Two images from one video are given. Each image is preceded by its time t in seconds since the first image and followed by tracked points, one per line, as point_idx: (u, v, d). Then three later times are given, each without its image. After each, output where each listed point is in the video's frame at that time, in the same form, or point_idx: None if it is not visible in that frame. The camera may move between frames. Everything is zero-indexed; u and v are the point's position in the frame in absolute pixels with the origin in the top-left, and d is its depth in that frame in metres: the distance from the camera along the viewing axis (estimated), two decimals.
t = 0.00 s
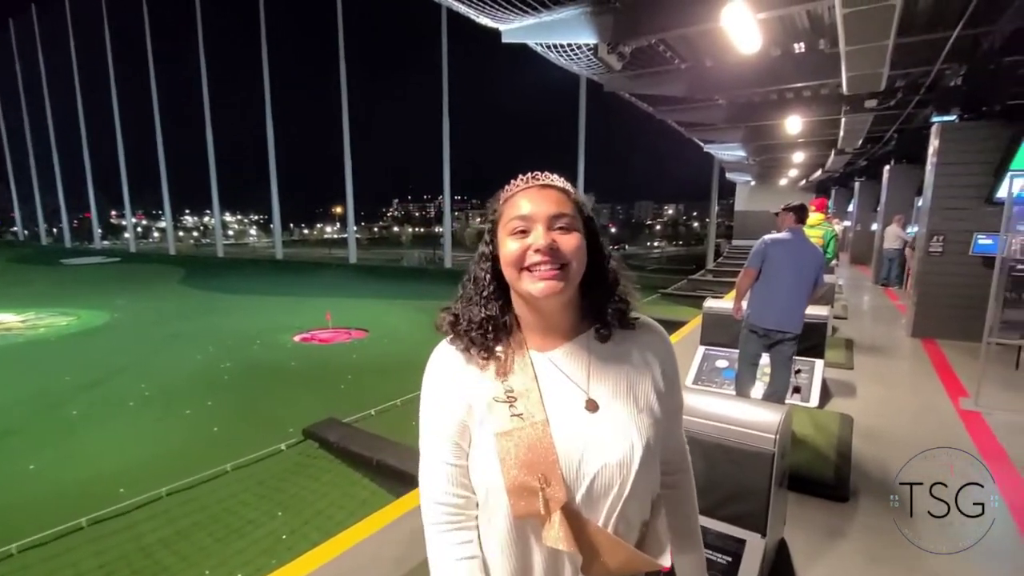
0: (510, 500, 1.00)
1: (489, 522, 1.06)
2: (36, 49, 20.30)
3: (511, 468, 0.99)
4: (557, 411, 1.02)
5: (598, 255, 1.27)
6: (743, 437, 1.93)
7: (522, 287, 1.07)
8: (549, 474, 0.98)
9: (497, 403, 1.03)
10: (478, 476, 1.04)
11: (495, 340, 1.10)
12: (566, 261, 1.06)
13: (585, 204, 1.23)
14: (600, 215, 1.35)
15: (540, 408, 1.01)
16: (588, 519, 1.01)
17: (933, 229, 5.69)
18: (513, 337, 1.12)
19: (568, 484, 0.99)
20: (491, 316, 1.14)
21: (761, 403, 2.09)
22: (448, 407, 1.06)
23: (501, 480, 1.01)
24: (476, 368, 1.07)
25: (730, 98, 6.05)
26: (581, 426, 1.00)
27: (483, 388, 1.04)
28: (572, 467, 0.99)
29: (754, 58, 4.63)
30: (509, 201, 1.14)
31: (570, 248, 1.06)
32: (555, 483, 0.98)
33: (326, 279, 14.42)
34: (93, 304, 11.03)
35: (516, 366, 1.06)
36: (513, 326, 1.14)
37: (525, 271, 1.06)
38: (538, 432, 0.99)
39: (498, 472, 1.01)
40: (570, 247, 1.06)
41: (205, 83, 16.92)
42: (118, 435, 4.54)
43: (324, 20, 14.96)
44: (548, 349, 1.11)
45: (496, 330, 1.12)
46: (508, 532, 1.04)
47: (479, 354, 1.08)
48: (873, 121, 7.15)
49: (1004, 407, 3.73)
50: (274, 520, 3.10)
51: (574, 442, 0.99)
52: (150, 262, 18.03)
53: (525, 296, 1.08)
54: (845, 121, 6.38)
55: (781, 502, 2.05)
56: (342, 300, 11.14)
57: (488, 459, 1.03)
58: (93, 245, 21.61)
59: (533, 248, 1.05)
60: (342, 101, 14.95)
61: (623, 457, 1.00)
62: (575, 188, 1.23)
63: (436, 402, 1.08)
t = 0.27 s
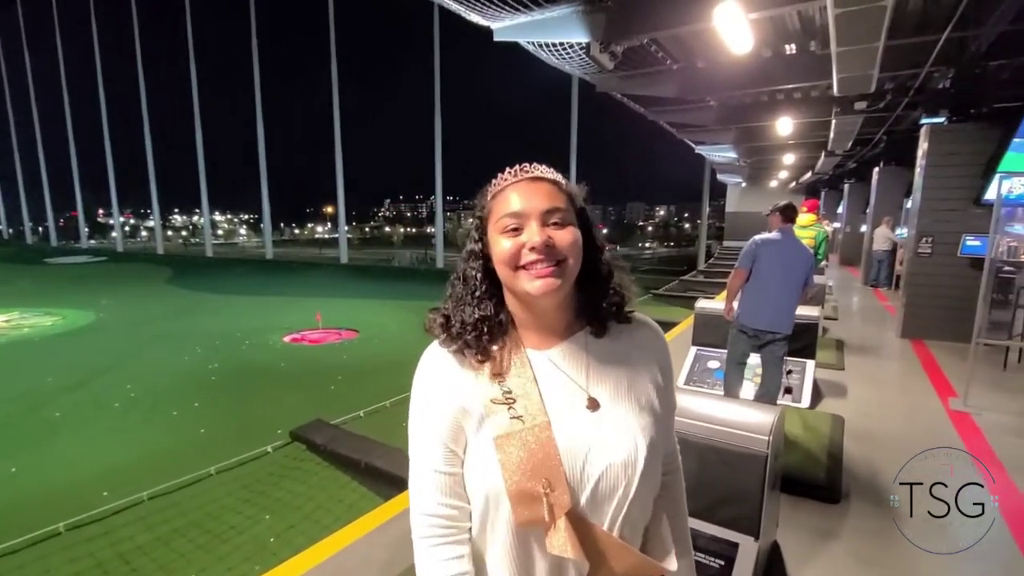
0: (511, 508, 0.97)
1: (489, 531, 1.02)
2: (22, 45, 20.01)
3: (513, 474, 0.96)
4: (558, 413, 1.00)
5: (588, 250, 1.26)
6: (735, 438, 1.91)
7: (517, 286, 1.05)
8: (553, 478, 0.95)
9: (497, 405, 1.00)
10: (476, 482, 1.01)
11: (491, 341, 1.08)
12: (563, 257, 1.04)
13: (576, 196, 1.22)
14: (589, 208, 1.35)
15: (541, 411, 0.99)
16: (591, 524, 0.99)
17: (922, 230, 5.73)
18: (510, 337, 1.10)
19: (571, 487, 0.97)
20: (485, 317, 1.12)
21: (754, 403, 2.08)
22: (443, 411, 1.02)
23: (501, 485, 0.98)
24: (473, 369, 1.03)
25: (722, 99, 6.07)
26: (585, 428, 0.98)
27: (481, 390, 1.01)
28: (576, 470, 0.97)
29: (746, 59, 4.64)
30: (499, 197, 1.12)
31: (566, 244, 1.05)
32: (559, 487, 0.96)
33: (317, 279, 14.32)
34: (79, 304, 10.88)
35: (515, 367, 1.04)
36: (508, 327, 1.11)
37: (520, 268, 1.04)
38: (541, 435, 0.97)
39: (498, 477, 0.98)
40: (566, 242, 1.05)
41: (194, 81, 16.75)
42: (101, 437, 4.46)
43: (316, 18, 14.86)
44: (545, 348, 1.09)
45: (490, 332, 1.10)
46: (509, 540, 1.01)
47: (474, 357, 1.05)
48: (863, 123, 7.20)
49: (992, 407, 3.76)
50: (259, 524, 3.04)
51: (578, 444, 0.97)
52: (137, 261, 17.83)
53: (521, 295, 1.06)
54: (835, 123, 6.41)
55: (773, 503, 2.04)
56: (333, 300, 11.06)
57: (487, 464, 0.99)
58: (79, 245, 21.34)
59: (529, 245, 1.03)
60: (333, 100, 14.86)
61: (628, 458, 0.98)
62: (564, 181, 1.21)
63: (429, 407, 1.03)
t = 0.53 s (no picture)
0: (498, 529, 0.96)
1: (475, 550, 1.01)
2: (13, 43, 19.83)
3: (502, 495, 0.95)
4: (553, 433, 0.98)
5: (603, 255, 1.23)
6: (734, 443, 1.90)
7: (522, 295, 1.04)
8: (542, 503, 0.94)
9: (490, 423, 0.98)
10: (465, 500, 0.99)
11: (493, 351, 1.07)
12: (571, 267, 1.03)
13: (590, 200, 1.19)
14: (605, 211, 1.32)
15: (536, 431, 0.97)
16: (582, 552, 0.96)
17: (916, 232, 5.76)
18: (512, 348, 1.09)
19: (562, 512, 0.95)
20: (488, 326, 1.11)
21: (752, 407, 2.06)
22: (435, 424, 1.00)
23: (489, 504, 0.96)
24: (469, 383, 1.02)
25: (716, 100, 6.09)
26: (579, 450, 0.96)
27: (476, 406, 1.00)
28: (568, 496, 0.95)
29: (741, 60, 4.64)
30: (506, 201, 1.10)
31: (574, 253, 1.03)
32: (548, 512, 0.94)
33: (311, 279, 14.26)
34: (70, 304, 10.78)
35: (514, 382, 1.02)
36: (512, 337, 1.11)
37: (525, 278, 1.02)
38: (532, 457, 0.95)
39: (487, 496, 0.97)
40: (575, 251, 1.03)
41: (187, 79, 16.64)
42: (90, 439, 4.40)
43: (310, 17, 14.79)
44: (548, 360, 1.08)
45: (492, 342, 1.09)
46: (495, 559, 1.00)
47: (473, 367, 1.04)
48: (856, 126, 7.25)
49: (987, 409, 3.76)
50: (250, 528, 2.99)
51: (571, 467, 0.96)
52: (129, 261, 17.70)
53: (526, 304, 1.05)
54: (829, 125, 6.45)
55: (771, 509, 2.03)
56: (327, 301, 11.00)
57: (476, 482, 0.98)
58: (71, 244, 21.18)
59: (534, 254, 1.01)
60: (327, 100, 14.80)
61: (623, 486, 0.96)
62: (578, 183, 1.18)
63: (419, 421, 1.02)
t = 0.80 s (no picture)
0: (486, 536, 0.94)
1: (460, 556, 0.99)
2: None
3: (492, 501, 0.93)
4: (548, 439, 0.95)
5: (607, 254, 1.21)
6: (727, 446, 1.90)
7: (523, 295, 1.02)
8: (533, 511, 0.92)
9: (484, 427, 0.96)
10: (452, 504, 0.97)
11: (489, 351, 1.05)
12: (574, 269, 1.01)
13: (597, 199, 1.16)
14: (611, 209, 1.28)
15: (531, 435, 0.95)
16: (573, 563, 0.94)
17: (897, 234, 5.85)
18: (510, 349, 1.07)
19: (554, 522, 0.93)
20: (485, 325, 1.09)
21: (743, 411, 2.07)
22: (427, 424, 0.98)
23: (478, 510, 0.94)
24: (463, 384, 0.99)
25: (701, 103, 6.13)
26: (574, 458, 0.94)
27: (470, 408, 0.97)
28: (561, 505, 0.93)
29: (725, 63, 4.67)
30: (510, 196, 1.07)
31: (578, 254, 1.01)
32: (539, 521, 0.92)
33: (294, 280, 14.08)
34: (43, 306, 10.48)
35: (510, 384, 0.99)
36: (510, 338, 1.09)
37: (525, 277, 1.00)
38: (524, 463, 0.93)
39: (476, 500, 0.94)
40: (580, 252, 1.01)
41: (166, 77, 16.32)
42: (63, 445, 4.25)
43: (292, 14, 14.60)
44: (546, 362, 1.05)
45: (489, 342, 1.07)
46: (481, 567, 0.98)
47: (468, 366, 1.02)
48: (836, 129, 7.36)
49: (967, 409, 3.83)
50: (232, 537, 2.89)
51: (565, 476, 0.93)
52: (105, 262, 17.29)
53: (525, 304, 1.03)
54: (810, 128, 6.54)
55: (763, 514, 2.02)
56: (310, 302, 10.86)
57: (465, 487, 0.95)
58: (44, 245, 20.64)
59: (536, 253, 0.99)
60: (310, 99, 14.63)
61: (618, 496, 0.93)
62: (586, 179, 1.15)
63: (411, 420, 1.01)
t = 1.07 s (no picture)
0: (464, 541, 0.95)
1: (441, 560, 1.00)
2: None
3: (472, 506, 0.93)
4: (532, 446, 0.94)
5: (608, 255, 1.16)
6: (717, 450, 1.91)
7: (519, 296, 1.00)
8: (511, 517, 0.91)
9: (471, 432, 0.96)
10: (433, 508, 0.99)
11: (481, 349, 1.05)
12: (573, 270, 0.98)
13: (600, 199, 1.12)
14: (614, 212, 1.23)
15: (515, 441, 0.94)
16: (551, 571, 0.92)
17: (863, 234, 6.02)
18: (501, 351, 1.05)
19: (534, 533, 0.91)
20: (477, 325, 1.08)
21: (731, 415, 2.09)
22: (417, 427, 1.01)
23: (459, 514, 0.95)
24: (454, 384, 1.00)
25: (673, 104, 6.19)
26: (557, 468, 0.92)
27: (459, 410, 0.98)
28: (541, 515, 0.91)
29: (697, 65, 4.73)
30: (510, 191, 1.04)
31: (578, 256, 0.98)
32: (518, 529, 0.91)
33: (262, 284, 13.73)
34: None
35: (498, 389, 0.99)
36: (503, 339, 1.07)
37: (521, 276, 0.98)
38: (508, 469, 0.92)
39: (458, 505, 0.95)
40: (580, 254, 0.98)
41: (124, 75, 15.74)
42: (17, 461, 4.00)
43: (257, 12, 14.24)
44: (538, 363, 1.03)
45: (483, 342, 1.06)
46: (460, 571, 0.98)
47: (458, 366, 1.02)
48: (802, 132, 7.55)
49: (934, 403, 3.96)
50: (203, 555, 2.74)
51: (547, 486, 0.91)
52: (61, 268, 16.56)
53: (521, 305, 1.01)
54: (778, 131, 6.68)
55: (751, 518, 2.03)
56: (280, 307, 10.59)
57: (448, 489, 0.96)
58: None
59: (535, 252, 0.96)
60: (277, 99, 14.31)
61: (606, 509, 0.89)
62: (589, 179, 1.12)
63: (404, 423, 1.02)
